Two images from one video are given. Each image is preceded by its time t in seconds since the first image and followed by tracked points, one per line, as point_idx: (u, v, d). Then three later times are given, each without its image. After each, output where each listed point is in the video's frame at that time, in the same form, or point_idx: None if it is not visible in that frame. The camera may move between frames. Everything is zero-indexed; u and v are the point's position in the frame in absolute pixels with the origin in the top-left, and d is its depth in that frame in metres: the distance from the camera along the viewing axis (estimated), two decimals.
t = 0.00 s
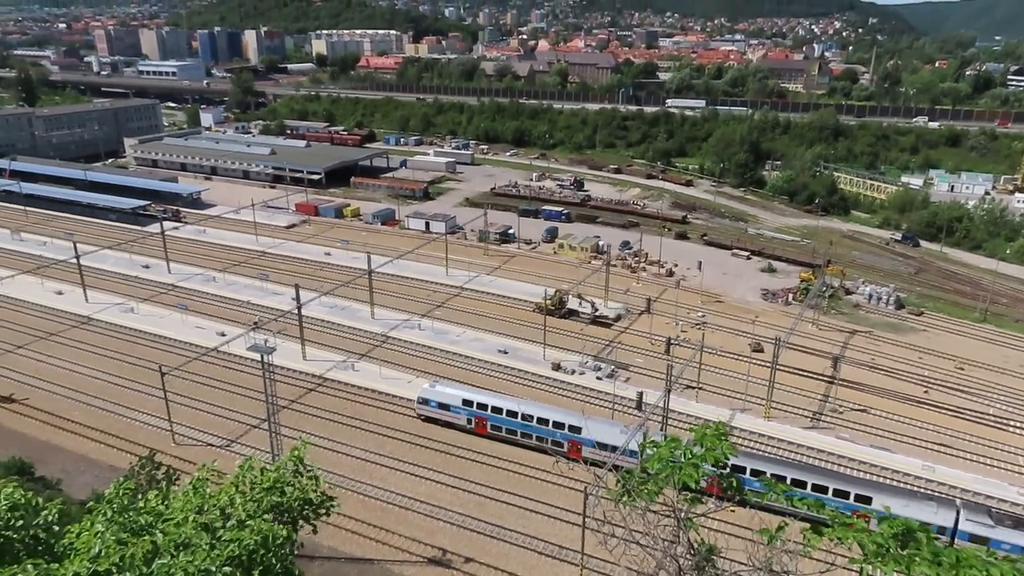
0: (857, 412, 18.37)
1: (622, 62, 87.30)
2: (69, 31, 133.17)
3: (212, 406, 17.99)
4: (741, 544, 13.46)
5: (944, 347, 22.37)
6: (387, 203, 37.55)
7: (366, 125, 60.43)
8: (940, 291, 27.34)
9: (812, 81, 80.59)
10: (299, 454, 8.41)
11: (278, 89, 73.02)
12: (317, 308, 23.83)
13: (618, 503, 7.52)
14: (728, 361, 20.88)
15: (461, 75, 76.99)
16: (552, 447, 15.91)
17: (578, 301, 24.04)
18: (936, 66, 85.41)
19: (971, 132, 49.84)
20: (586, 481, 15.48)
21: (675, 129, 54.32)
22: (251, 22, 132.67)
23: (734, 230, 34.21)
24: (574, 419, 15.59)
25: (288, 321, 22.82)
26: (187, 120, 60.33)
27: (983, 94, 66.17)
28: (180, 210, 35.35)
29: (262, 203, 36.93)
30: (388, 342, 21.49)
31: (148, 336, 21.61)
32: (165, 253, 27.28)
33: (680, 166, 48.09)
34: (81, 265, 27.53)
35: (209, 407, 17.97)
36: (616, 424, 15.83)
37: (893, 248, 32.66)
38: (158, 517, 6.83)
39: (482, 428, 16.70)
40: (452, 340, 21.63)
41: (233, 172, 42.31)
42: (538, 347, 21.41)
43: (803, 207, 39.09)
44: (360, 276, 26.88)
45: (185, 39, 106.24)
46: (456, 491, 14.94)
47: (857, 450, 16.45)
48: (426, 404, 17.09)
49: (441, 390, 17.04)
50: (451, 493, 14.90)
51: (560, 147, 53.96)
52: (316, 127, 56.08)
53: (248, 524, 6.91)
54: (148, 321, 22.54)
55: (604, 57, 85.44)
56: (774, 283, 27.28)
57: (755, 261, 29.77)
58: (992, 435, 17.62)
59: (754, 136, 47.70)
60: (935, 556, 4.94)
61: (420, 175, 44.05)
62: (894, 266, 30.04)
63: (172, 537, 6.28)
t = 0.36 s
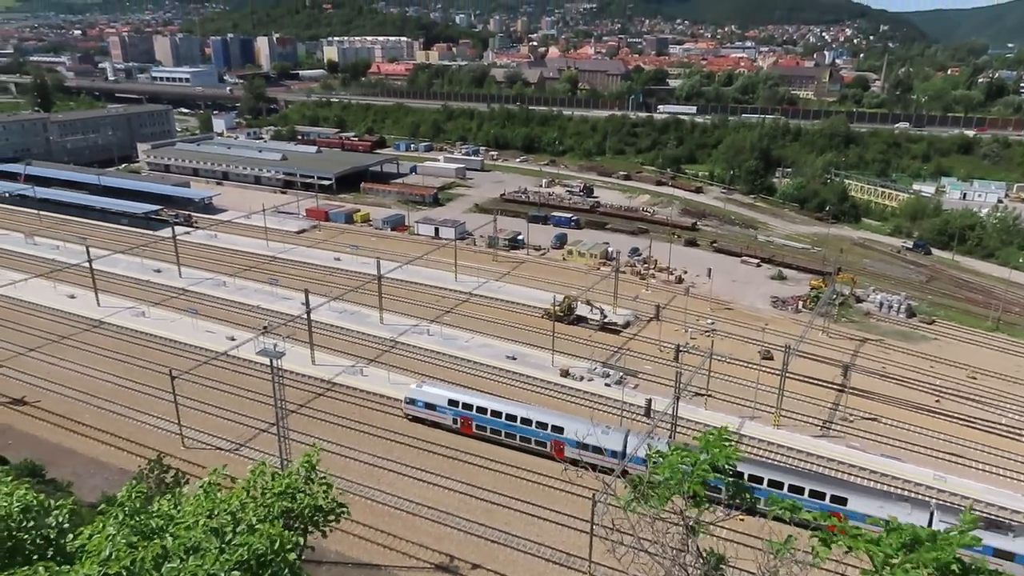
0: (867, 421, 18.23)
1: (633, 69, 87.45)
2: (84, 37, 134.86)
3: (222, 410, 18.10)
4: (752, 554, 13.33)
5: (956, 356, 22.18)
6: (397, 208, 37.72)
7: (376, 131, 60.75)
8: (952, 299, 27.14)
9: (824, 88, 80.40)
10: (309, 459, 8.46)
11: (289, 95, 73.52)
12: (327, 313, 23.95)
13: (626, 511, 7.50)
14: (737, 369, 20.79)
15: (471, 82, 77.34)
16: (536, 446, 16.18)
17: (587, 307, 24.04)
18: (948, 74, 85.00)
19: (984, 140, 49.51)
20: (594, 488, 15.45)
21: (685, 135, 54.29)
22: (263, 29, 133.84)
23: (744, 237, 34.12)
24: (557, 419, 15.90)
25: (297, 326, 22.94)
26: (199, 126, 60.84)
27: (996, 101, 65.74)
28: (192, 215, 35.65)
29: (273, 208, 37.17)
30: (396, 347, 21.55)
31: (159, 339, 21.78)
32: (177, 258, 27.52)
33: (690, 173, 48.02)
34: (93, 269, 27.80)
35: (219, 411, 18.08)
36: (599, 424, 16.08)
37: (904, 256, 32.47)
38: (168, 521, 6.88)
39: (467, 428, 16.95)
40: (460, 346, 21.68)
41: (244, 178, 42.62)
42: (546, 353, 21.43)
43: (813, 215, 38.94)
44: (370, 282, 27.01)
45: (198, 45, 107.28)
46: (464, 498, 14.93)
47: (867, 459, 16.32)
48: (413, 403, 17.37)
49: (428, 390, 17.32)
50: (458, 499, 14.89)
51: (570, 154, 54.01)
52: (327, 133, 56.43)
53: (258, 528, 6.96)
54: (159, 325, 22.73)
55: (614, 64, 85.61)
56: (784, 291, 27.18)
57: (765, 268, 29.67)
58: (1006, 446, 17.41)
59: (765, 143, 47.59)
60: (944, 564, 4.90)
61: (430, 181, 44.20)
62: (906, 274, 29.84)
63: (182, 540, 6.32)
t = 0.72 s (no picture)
0: (879, 430, 18.08)
1: (642, 76, 87.51)
2: (97, 44, 136.32)
3: (231, 415, 18.16)
4: (761, 563, 13.23)
5: (968, 365, 21.98)
6: (406, 214, 37.85)
7: (386, 137, 61.02)
8: (964, 308, 26.92)
9: (834, 95, 80.20)
10: (318, 465, 8.48)
11: (299, 101, 73.96)
12: (335, 319, 24.01)
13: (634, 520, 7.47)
14: (747, 377, 20.69)
15: (481, 89, 77.62)
16: (519, 446, 16.38)
17: (595, 314, 23.98)
18: (960, 81, 84.57)
19: (996, 147, 49.18)
20: (602, 495, 15.39)
21: (694, 142, 54.26)
22: (274, 36, 134.86)
23: (753, 244, 34.00)
24: (541, 421, 16.07)
25: (306, 331, 23.01)
26: (210, 132, 61.28)
27: (1008, 108, 65.32)
28: (203, 220, 35.87)
29: (283, 214, 37.35)
30: (405, 353, 21.58)
31: (168, 344, 21.90)
32: (187, 263, 27.69)
33: (699, 180, 47.92)
34: (104, 274, 28.02)
35: (228, 416, 18.15)
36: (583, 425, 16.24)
37: (916, 264, 32.25)
38: (178, 525, 6.90)
39: (453, 428, 17.15)
40: (469, 352, 21.69)
41: (255, 183, 42.88)
42: (554, 360, 21.40)
43: (824, 222, 38.76)
44: (379, 287, 27.08)
45: (210, 52, 108.21)
46: (471, 504, 14.91)
47: (878, 469, 16.18)
48: (400, 404, 17.59)
49: (415, 391, 17.51)
50: (465, 506, 14.87)
51: (579, 161, 54.03)
52: (336, 139, 56.71)
53: (266, 534, 6.97)
54: (169, 329, 22.87)
55: (624, 71, 85.73)
56: (794, 298, 27.04)
57: (775, 276, 29.54)
58: (1019, 456, 17.22)
59: (774, 150, 47.45)
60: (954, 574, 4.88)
61: (439, 187, 44.32)
62: (917, 282, 29.62)
63: (192, 544, 6.34)
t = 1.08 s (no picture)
0: (887, 438, 17.97)
1: (649, 83, 87.64)
2: (108, 50, 137.75)
3: (238, 421, 18.21)
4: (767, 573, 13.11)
5: (978, 374, 21.83)
6: (413, 221, 37.97)
7: (393, 143, 61.27)
8: (973, 316, 26.74)
9: (842, 103, 80.05)
10: (325, 471, 8.48)
11: (308, 108, 74.37)
12: (343, 325, 24.07)
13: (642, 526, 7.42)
14: (754, 385, 20.59)
15: (488, 96, 77.92)
16: (501, 447, 16.61)
17: (602, 320, 23.95)
18: (969, 88, 84.28)
19: (1006, 155, 48.93)
20: (609, 503, 15.34)
21: (701, 150, 54.29)
22: (283, 43, 135.76)
23: (761, 252, 33.91)
24: (522, 422, 16.30)
25: (313, 337, 23.08)
26: (219, 139, 61.70)
27: (1018, 116, 64.98)
28: (211, 226, 36.08)
29: (290, 220, 37.51)
30: (411, 360, 21.60)
31: (176, 349, 22.01)
32: (195, 268, 27.86)
33: (707, 187, 47.87)
34: (113, 279, 28.20)
35: (235, 421, 18.20)
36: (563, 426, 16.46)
37: (925, 272, 32.07)
38: (186, 530, 6.92)
39: (437, 428, 17.41)
40: (475, 359, 21.70)
41: (263, 189, 43.11)
42: (561, 367, 21.38)
43: (832, 230, 38.64)
44: (386, 293, 27.16)
45: (220, 59, 109.06)
46: (476, 511, 14.89)
47: (886, 478, 16.06)
48: (386, 405, 17.85)
49: (401, 391, 17.77)
50: (472, 513, 14.85)
51: (586, 168, 54.10)
52: (344, 145, 56.99)
53: (273, 541, 6.98)
54: (177, 334, 23.01)
55: (631, 79, 85.87)
56: (801, 306, 26.95)
57: (783, 283, 29.46)
58: None
59: (782, 157, 47.36)
60: None
61: (446, 194, 44.43)
62: (926, 291, 29.45)
63: (199, 550, 6.36)
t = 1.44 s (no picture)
0: (896, 446, 17.86)
1: (657, 89, 87.73)
2: (119, 56, 139.09)
3: (245, 425, 18.27)
4: None
5: (988, 382, 21.67)
6: (420, 226, 38.09)
7: (401, 149, 61.52)
8: (983, 323, 26.56)
9: (851, 110, 79.87)
10: (334, 476, 8.49)
11: (316, 113, 74.76)
12: (350, 329, 24.14)
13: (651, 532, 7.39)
14: (761, 392, 20.49)
15: (496, 101, 78.17)
16: (485, 446, 16.90)
17: (609, 326, 23.95)
18: (978, 95, 83.92)
19: (1016, 162, 48.64)
20: (616, 509, 15.30)
21: (709, 156, 54.28)
22: (292, 49, 136.63)
23: (769, 258, 33.82)
24: (505, 421, 16.59)
25: (320, 342, 23.15)
26: (228, 144, 62.11)
27: None
28: (220, 230, 36.29)
29: (298, 225, 37.69)
30: (418, 365, 21.64)
31: (185, 353, 22.13)
32: (203, 272, 28.03)
33: (714, 193, 47.81)
34: (122, 283, 28.41)
35: (242, 425, 18.26)
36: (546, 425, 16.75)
37: (934, 279, 31.90)
38: (193, 534, 6.94)
39: (424, 428, 17.69)
40: (482, 364, 21.73)
41: (271, 194, 43.35)
42: (567, 373, 21.37)
43: (840, 236, 38.52)
44: (393, 298, 27.24)
45: (229, 65, 109.90)
46: (482, 517, 14.88)
47: (895, 486, 15.95)
48: (374, 404, 18.15)
49: (388, 391, 18.07)
50: (478, 518, 14.84)
51: (593, 173, 54.14)
52: (352, 151, 57.25)
53: (281, 545, 7.01)
54: (186, 338, 23.14)
55: (639, 85, 85.95)
56: (809, 313, 26.86)
57: (791, 289, 29.38)
58: None
59: (790, 164, 47.25)
60: None
61: (453, 199, 44.55)
62: (935, 298, 29.27)
63: (207, 553, 6.39)
